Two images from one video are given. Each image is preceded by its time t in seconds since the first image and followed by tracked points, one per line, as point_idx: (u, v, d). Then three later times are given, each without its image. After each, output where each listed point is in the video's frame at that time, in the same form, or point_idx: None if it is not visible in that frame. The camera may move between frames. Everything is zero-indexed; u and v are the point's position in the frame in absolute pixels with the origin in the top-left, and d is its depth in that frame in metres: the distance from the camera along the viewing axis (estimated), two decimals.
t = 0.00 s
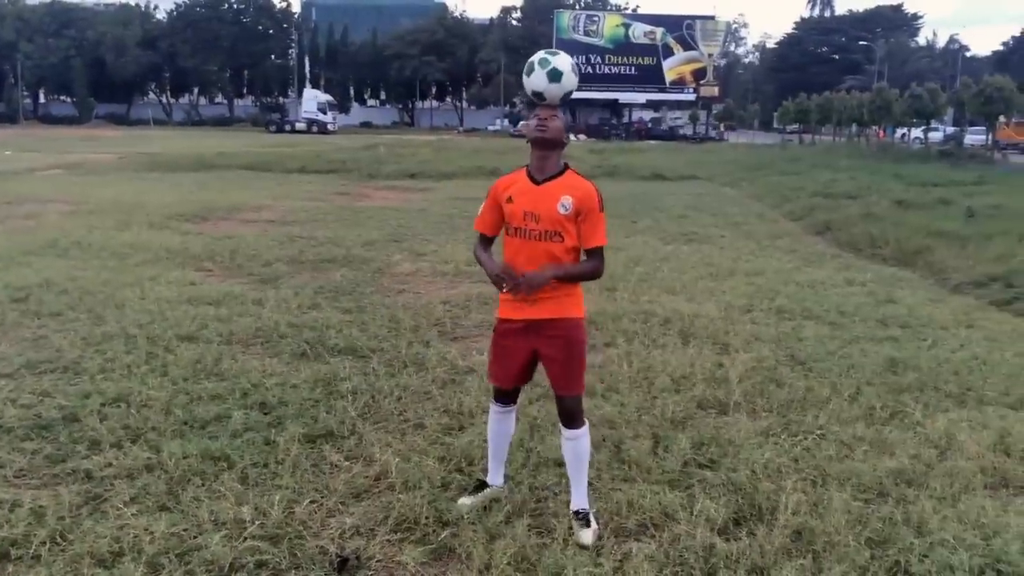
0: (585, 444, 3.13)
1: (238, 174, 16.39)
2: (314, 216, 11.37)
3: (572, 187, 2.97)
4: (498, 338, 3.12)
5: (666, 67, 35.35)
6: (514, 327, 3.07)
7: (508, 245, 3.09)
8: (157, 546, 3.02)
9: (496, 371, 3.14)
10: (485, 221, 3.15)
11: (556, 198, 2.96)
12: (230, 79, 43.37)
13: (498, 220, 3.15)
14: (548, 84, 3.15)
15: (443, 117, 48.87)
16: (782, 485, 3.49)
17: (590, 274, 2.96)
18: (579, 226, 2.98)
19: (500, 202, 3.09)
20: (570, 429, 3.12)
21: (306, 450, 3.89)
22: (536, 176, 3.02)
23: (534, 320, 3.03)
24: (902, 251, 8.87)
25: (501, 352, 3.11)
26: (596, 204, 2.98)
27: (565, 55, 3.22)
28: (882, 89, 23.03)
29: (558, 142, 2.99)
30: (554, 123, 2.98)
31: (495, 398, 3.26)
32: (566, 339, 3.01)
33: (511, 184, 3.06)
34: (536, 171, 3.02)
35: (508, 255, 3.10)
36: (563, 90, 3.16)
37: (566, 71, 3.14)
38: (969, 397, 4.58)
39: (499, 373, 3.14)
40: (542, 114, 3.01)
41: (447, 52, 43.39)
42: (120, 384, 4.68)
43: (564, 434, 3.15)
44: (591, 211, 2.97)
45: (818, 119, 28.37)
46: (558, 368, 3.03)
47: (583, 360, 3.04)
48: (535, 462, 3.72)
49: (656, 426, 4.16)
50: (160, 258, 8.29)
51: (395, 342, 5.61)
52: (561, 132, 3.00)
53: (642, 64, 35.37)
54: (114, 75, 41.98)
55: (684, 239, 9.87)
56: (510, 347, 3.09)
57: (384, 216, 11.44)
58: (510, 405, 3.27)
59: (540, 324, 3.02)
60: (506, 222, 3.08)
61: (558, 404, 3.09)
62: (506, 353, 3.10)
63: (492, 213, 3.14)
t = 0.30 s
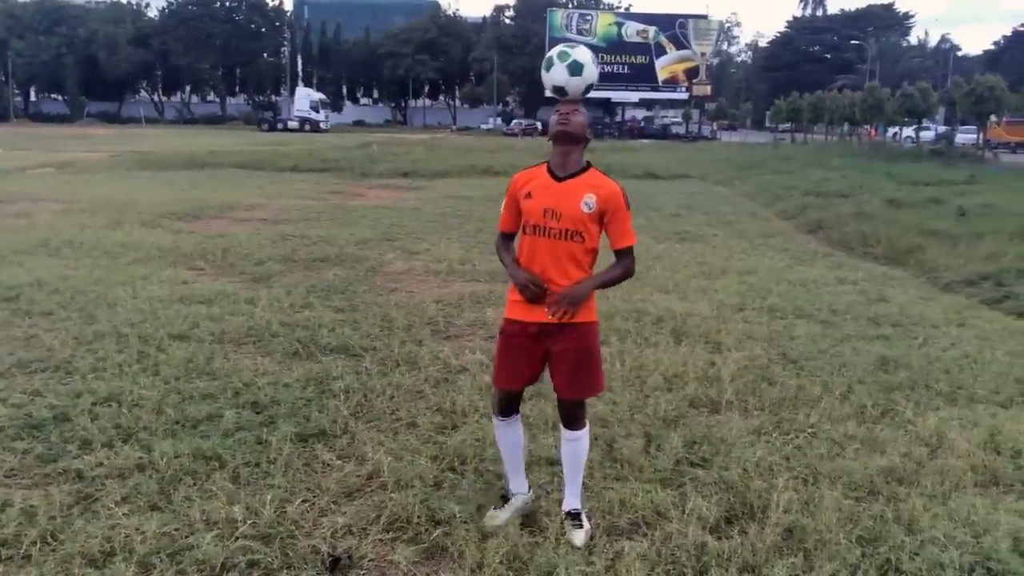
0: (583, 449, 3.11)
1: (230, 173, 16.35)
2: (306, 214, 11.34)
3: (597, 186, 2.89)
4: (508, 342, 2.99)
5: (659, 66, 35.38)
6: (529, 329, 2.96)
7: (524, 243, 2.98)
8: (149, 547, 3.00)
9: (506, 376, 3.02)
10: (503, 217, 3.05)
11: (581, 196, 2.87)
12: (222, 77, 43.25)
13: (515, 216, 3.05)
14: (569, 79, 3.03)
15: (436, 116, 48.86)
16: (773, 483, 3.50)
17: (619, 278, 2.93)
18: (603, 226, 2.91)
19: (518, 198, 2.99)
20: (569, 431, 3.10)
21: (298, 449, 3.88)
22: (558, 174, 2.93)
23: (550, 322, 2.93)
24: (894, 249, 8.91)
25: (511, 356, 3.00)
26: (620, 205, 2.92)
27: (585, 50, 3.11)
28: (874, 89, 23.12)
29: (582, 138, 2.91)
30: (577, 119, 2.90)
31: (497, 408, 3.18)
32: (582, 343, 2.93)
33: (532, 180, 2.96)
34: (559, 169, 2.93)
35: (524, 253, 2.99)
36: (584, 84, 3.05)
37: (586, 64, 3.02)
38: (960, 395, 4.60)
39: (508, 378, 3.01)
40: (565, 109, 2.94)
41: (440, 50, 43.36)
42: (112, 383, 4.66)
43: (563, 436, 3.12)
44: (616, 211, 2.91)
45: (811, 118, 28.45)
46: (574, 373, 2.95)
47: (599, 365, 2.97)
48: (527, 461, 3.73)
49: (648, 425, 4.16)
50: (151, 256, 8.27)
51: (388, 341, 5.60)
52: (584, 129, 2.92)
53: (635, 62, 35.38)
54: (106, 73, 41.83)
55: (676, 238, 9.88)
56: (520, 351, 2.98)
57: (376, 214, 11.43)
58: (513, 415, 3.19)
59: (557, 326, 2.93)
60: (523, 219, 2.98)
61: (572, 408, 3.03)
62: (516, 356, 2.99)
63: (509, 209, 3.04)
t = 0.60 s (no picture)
0: (620, 461, 3.04)
1: (214, 173, 16.25)
2: (291, 215, 11.29)
3: (604, 199, 2.84)
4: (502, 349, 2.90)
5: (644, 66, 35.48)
6: (527, 339, 2.86)
7: (524, 248, 2.90)
8: (130, 549, 2.98)
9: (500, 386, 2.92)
10: (503, 216, 2.96)
11: (589, 207, 2.81)
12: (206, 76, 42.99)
13: (516, 218, 2.96)
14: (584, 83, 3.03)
15: (422, 116, 48.79)
16: (757, 482, 3.52)
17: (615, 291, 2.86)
18: (606, 240, 2.85)
19: (523, 200, 2.90)
20: (601, 446, 3.01)
21: (282, 450, 3.87)
22: (567, 183, 2.86)
23: (549, 334, 2.84)
24: (877, 249, 8.97)
25: (506, 365, 2.90)
26: (625, 220, 2.86)
27: (602, 57, 3.12)
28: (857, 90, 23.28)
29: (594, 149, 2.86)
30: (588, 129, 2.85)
31: (497, 419, 3.03)
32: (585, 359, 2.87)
33: (539, 183, 2.89)
34: (569, 179, 2.87)
35: (522, 258, 2.91)
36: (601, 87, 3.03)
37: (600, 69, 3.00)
38: (942, 394, 4.63)
39: (501, 388, 2.92)
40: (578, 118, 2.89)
41: (425, 50, 43.33)
42: (93, 384, 4.62)
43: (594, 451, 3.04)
44: (621, 226, 2.85)
45: (795, 118, 28.60)
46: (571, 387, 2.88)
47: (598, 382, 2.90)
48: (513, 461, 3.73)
49: (633, 424, 4.17)
50: (134, 257, 8.19)
51: (373, 341, 5.58)
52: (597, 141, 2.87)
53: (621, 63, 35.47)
54: (88, 71, 41.50)
55: (662, 238, 9.91)
56: (518, 362, 2.88)
57: (362, 215, 11.39)
58: (513, 427, 3.05)
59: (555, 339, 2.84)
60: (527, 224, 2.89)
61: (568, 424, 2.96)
62: (511, 365, 2.89)
63: (511, 210, 2.95)
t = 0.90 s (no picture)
0: (638, 469, 2.94)
1: (201, 168, 16.18)
2: (279, 210, 11.25)
3: (633, 186, 2.79)
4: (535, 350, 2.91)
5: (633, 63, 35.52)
6: (557, 337, 2.85)
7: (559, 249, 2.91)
8: (118, 545, 2.96)
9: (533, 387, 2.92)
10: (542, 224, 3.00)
11: (614, 193, 2.78)
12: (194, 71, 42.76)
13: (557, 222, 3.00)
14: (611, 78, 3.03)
15: (411, 112, 48.69)
16: (744, 478, 3.53)
17: (651, 281, 2.77)
18: (639, 227, 2.78)
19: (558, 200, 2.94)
20: (620, 454, 2.94)
21: (270, 446, 3.86)
22: (597, 176, 2.86)
23: (578, 329, 2.82)
24: (864, 245, 9.02)
25: (537, 365, 2.90)
26: (658, 207, 2.79)
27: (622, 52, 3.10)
28: (845, 87, 23.36)
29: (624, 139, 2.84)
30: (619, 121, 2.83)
31: (514, 415, 3.06)
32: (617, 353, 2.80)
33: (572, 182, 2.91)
34: (599, 171, 2.86)
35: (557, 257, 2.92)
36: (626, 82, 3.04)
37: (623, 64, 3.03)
38: (929, 389, 4.66)
39: (534, 389, 2.92)
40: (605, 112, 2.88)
41: (414, 46, 43.24)
42: (79, 381, 4.60)
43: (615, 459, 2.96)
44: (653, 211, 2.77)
45: (783, 115, 28.68)
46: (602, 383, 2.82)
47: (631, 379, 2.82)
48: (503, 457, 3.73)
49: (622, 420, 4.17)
50: (121, 253, 8.15)
51: (361, 337, 5.57)
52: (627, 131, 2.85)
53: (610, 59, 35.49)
54: (74, 66, 41.19)
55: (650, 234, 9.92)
56: (550, 361, 2.88)
57: (350, 210, 11.36)
58: (532, 423, 3.07)
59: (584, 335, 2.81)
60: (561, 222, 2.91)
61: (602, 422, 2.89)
62: (542, 363, 2.89)
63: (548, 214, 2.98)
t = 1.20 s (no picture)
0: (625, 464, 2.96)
1: (174, 162, 16.01)
2: (254, 205, 11.16)
3: (625, 178, 2.80)
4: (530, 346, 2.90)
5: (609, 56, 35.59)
6: (549, 329, 2.84)
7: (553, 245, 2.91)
8: (90, 544, 2.93)
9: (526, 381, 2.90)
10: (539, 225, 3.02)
11: (605, 184, 2.79)
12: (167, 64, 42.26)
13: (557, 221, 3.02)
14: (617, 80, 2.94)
15: (387, 106, 48.44)
16: (718, 470, 3.55)
17: (640, 271, 2.72)
18: (630, 219, 2.77)
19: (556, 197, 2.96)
20: (609, 450, 2.95)
21: (244, 442, 3.82)
22: (591, 171, 2.88)
23: (570, 321, 2.80)
24: (838, 238, 9.10)
25: (530, 358, 2.89)
26: (649, 198, 2.77)
27: (632, 51, 3.00)
28: (819, 80, 23.54)
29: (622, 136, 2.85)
30: (619, 119, 2.83)
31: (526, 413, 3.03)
32: (608, 344, 2.77)
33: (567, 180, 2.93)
34: (593, 167, 2.88)
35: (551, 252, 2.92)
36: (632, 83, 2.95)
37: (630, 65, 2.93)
38: (900, 379, 4.72)
39: (528, 382, 2.90)
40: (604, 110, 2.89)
41: (390, 39, 43.04)
42: (50, 378, 4.53)
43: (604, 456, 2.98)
44: (644, 203, 2.75)
45: (758, 109, 28.86)
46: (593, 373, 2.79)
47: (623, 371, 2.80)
48: (479, 450, 3.73)
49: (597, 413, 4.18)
50: (93, 248, 8.04)
51: (337, 332, 5.55)
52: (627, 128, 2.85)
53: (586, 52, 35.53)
54: (45, 58, 40.55)
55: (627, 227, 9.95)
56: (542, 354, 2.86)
57: (326, 204, 11.29)
58: (544, 423, 3.03)
59: (576, 327, 2.79)
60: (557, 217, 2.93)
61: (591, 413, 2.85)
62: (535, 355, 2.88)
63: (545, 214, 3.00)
